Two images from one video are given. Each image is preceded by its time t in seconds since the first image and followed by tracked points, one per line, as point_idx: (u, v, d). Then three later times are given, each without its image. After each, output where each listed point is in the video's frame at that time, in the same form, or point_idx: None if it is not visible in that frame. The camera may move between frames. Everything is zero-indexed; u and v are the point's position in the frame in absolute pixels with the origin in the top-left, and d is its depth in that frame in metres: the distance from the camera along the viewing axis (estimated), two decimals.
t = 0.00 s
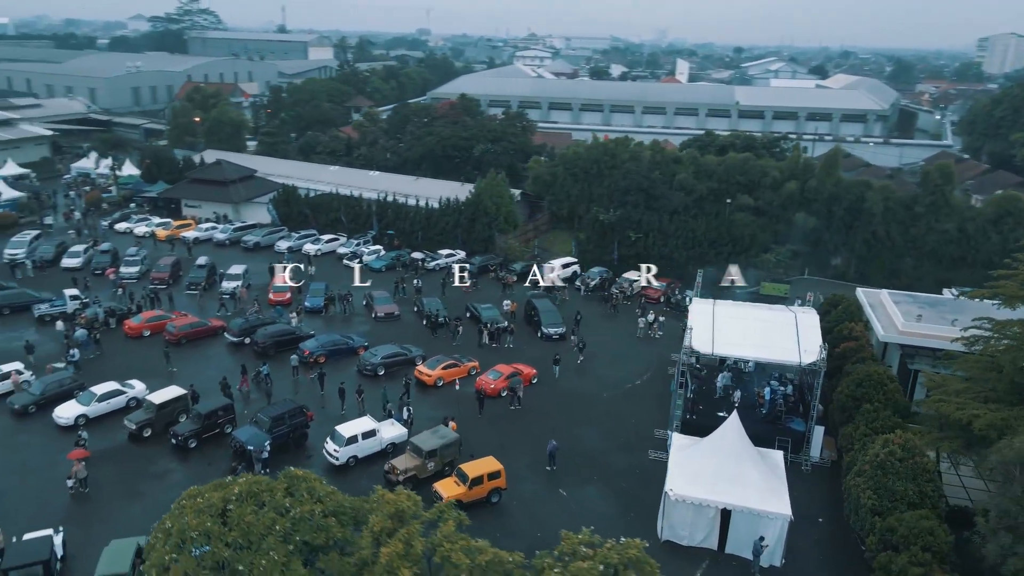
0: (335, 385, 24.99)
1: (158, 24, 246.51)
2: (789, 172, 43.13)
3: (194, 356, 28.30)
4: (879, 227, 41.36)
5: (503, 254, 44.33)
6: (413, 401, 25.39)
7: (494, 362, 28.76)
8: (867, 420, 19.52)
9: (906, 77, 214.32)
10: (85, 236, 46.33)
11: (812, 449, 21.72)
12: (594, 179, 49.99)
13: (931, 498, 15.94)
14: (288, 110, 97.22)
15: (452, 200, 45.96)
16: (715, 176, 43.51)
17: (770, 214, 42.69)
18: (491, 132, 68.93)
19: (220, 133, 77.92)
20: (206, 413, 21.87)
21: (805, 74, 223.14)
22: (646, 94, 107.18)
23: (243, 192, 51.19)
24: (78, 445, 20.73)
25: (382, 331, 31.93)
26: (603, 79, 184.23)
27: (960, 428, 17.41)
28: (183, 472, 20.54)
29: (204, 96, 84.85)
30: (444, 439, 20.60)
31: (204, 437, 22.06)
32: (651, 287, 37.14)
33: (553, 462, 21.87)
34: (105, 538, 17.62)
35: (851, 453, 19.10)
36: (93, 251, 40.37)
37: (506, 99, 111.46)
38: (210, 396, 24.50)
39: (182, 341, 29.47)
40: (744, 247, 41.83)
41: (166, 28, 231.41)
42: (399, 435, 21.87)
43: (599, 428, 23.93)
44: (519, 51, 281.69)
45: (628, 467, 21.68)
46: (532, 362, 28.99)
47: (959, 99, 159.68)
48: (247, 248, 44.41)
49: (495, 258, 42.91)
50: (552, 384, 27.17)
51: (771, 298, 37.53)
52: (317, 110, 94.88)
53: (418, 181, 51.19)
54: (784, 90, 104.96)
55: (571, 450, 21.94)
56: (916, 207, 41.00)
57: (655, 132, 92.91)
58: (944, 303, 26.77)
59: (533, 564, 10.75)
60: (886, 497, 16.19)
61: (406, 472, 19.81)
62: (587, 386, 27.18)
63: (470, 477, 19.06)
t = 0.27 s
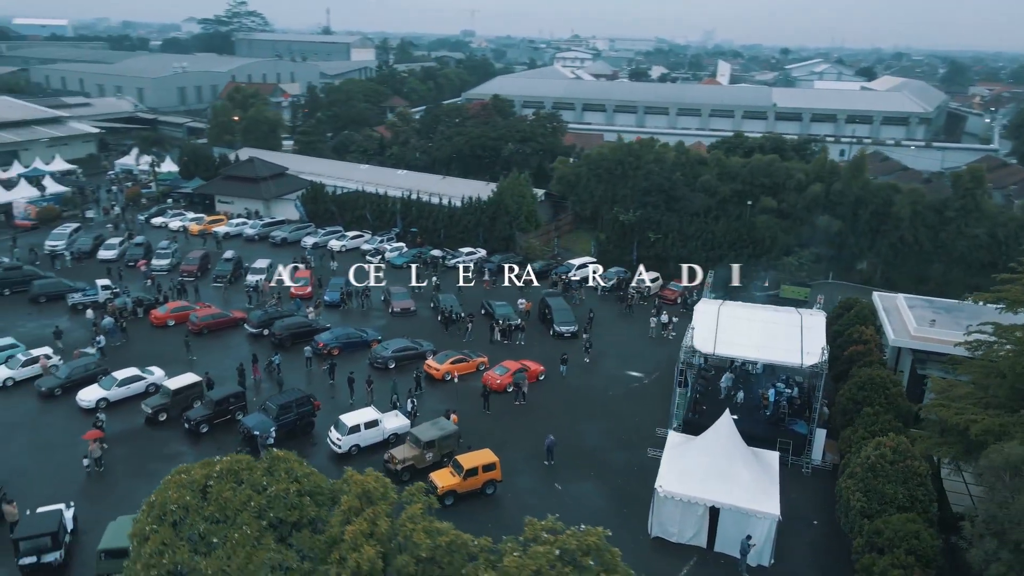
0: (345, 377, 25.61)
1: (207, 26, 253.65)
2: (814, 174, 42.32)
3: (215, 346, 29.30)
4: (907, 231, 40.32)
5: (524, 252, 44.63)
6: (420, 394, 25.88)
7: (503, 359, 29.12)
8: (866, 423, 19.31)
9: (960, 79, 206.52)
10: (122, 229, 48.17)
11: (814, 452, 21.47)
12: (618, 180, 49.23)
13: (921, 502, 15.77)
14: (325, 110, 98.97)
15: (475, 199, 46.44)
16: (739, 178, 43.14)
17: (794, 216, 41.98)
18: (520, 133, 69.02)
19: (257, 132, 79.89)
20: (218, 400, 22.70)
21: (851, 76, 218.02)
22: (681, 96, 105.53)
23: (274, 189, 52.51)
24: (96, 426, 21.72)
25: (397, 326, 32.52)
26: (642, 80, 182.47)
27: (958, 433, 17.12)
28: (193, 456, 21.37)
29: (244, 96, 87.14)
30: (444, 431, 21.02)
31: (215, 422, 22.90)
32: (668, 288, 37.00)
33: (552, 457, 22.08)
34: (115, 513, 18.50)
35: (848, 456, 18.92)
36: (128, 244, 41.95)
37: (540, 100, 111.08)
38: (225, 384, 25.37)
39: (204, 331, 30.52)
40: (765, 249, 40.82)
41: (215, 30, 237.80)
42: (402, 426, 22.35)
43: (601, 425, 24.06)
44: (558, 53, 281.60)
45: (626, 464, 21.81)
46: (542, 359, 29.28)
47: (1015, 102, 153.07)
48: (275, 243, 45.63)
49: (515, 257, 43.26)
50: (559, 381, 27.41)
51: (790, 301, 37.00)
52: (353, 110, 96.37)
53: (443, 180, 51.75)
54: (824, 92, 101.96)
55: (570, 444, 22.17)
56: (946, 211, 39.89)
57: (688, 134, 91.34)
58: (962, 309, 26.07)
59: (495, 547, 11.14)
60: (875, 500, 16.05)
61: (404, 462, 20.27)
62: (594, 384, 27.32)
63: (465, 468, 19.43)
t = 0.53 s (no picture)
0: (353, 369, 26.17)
1: (250, 29, 259.46)
2: (837, 177, 41.64)
3: (232, 337, 30.19)
4: (931, 236, 39.37)
5: (542, 252, 44.81)
6: (426, 388, 26.32)
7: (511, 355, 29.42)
8: (864, 426, 19.10)
9: (1010, 82, 199.16)
10: (154, 224, 49.77)
11: (814, 455, 21.30)
12: (639, 181, 48.84)
13: (909, 506, 15.57)
14: (357, 110, 100.39)
15: (494, 199, 46.70)
16: (760, 180, 42.85)
17: (816, 219, 41.41)
18: (545, 134, 69.00)
19: (289, 131, 81.55)
20: (228, 389, 23.45)
21: (894, 78, 212.94)
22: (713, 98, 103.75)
23: (300, 187, 53.62)
24: (111, 411, 22.66)
25: (410, 322, 33.01)
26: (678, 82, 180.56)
27: (954, 438, 16.85)
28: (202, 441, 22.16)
29: (278, 96, 89.01)
30: (442, 423, 21.43)
31: (226, 410, 23.66)
32: (683, 290, 36.82)
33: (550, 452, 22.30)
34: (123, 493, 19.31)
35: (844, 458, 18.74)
36: (157, 239, 43.33)
37: (570, 102, 110.61)
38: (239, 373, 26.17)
39: (223, 323, 31.45)
40: (784, 251, 40.48)
41: (257, 32, 243.01)
42: (404, 418, 22.81)
43: (602, 423, 24.17)
44: (594, 54, 280.79)
45: (623, 461, 21.92)
46: (549, 357, 29.51)
47: None
48: (299, 239, 46.66)
49: (532, 257, 43.51)
50: (564, 378, 27.60)
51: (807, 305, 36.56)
52: (384, 110, 97.55)
53: (465, 180, 52.17)
54: (861, 94, 99.22)
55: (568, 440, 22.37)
56: (972, 216, 38.83)
57: (716, 135, 89.90)
58: (978, 315, 25.44)
59: (462, 532, 11.48)
60: (864, 501, 15.92)
61: (402, 453, 20.71)
62: (599, 381, 27.45)
63: (460, 460, 19.80)
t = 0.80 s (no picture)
0: (361, 362, 26.75)
1: (291, 30, 264.75)
2: (859, 179, 40.90)
3: (248, 329, 31.05)
4: (956, 240, 38.38)
5: (559, 251, 44.93)
6: (432, 382, 26.75)
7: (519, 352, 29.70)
8: (860, 428, 18.93)
9: None
10: (184, 219, 51.27)
11: (813, 456, 21.12)
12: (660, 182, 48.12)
13: (896, 507, 15.44)
14: (388, 109, 101.52)
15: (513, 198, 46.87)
16: (781, 182, 42.56)
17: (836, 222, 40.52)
18: (569, 134, 68.82)
19: (319, 130, 82.95)
20: (238, 378, 24.18)
21: (939, 80, 207.99)
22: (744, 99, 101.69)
23: (325, 184, 54.76)
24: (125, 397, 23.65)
25: (422, 317, 33.50)
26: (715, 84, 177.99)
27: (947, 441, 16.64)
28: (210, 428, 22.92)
29: (310, 95, 90.72)
30: (441, 416, 21.81)
31: (236, 399, 24.41)
32: (698, 290, 36.62)
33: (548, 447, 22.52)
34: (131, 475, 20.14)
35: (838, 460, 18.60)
36: (185, 233, 44.67)
37: (600, 102, 109.88)
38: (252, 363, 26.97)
39: (241, 316, 32.35)
40: (802, 253, 39.84)
41: (297, 33, 247.37)
42: (406, 410, 23.25)
43: (603, 420, 24.27)
44: (630, 55, 279.81)
45: (620, 458, 22.04)
46: (557, 354, 29.72)
47: None
48: (322, 236, 47.62)
49: (549, 255, 43.70)
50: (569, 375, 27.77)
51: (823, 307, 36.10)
52: (414, 110, 98.47)
53: (487, 180, 52.49)
54: (899, 96, 96.29)
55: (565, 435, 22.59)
56: (999, 220, 37.76)
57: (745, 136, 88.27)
58: (992, 321, 24.86)
59: (432, 515, 11.84)
60: (850, 502, 15.84)
61: (401, 444, 21.17)
62: (604, 379, 27.55)
63: (455, 452, 20.16)
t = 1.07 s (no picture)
0: (370, 355, 27.32)
1: (331, 31, 269.23)
2: (883, 182, 40.05)
3: (265, 321, 31.91)
4: (982, 244, 37.29)
5: (577, 251, 44.93)
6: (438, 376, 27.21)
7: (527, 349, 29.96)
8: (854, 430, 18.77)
9: None
10: (214, 215, 52.77)
11: (811, 458, 20.78)
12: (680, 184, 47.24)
13: (879, 508, 15.36)
14: (420, 109, 102.42)
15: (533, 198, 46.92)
16: (803, 183, 41.90)
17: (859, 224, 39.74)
18: (595, 134, 68.45)
19: (350, 129, 84.18)
20: (249, 366, 24.96)
21: (988, 81, 201.71)
22: (779, 99, 99.20)
23: (352, 182, 55.83)
24: (141, 383, 24.60)
25: (436, 313, 34.03)
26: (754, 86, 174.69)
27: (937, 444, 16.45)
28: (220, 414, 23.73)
29: (344, 95, 92.26)
30: (440, 408, 22.24)
31: (246, 387, 25.19)
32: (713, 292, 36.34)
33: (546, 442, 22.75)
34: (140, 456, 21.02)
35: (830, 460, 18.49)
36: (213, 228, 46.00)
37: (632, 103, 108.84)
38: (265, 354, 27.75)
39: (260, 308, 33.26)
40: (821, 257, 39.30)
41: (337, 35, 251.28)
42: (408, 402, 23.74)
43: (603, 416, 24.43)
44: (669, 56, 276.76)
45: (616, 454, 22.16)
46: (565, 352, 29.91)
47: None
48: (346, 232, 48.57)
49: (567, 255, 43.80)
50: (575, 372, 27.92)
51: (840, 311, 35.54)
52: (446, 110, 99.16)
53: (509, 180, 52.79)
54: (942, 97, 92.91)
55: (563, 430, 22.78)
56: None
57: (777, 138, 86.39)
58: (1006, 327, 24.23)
59: (403, 498, 12.24)
60: (833, 502, 15.79)
61: (399, 434, 21.65)
62: (610, 377, 27.63)
63: (451, 443, 20.56)
